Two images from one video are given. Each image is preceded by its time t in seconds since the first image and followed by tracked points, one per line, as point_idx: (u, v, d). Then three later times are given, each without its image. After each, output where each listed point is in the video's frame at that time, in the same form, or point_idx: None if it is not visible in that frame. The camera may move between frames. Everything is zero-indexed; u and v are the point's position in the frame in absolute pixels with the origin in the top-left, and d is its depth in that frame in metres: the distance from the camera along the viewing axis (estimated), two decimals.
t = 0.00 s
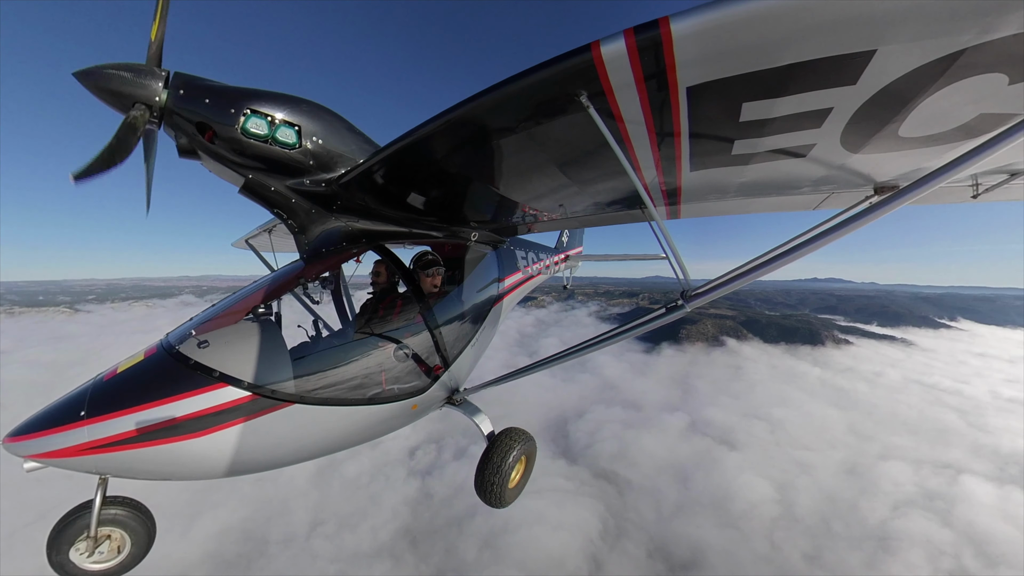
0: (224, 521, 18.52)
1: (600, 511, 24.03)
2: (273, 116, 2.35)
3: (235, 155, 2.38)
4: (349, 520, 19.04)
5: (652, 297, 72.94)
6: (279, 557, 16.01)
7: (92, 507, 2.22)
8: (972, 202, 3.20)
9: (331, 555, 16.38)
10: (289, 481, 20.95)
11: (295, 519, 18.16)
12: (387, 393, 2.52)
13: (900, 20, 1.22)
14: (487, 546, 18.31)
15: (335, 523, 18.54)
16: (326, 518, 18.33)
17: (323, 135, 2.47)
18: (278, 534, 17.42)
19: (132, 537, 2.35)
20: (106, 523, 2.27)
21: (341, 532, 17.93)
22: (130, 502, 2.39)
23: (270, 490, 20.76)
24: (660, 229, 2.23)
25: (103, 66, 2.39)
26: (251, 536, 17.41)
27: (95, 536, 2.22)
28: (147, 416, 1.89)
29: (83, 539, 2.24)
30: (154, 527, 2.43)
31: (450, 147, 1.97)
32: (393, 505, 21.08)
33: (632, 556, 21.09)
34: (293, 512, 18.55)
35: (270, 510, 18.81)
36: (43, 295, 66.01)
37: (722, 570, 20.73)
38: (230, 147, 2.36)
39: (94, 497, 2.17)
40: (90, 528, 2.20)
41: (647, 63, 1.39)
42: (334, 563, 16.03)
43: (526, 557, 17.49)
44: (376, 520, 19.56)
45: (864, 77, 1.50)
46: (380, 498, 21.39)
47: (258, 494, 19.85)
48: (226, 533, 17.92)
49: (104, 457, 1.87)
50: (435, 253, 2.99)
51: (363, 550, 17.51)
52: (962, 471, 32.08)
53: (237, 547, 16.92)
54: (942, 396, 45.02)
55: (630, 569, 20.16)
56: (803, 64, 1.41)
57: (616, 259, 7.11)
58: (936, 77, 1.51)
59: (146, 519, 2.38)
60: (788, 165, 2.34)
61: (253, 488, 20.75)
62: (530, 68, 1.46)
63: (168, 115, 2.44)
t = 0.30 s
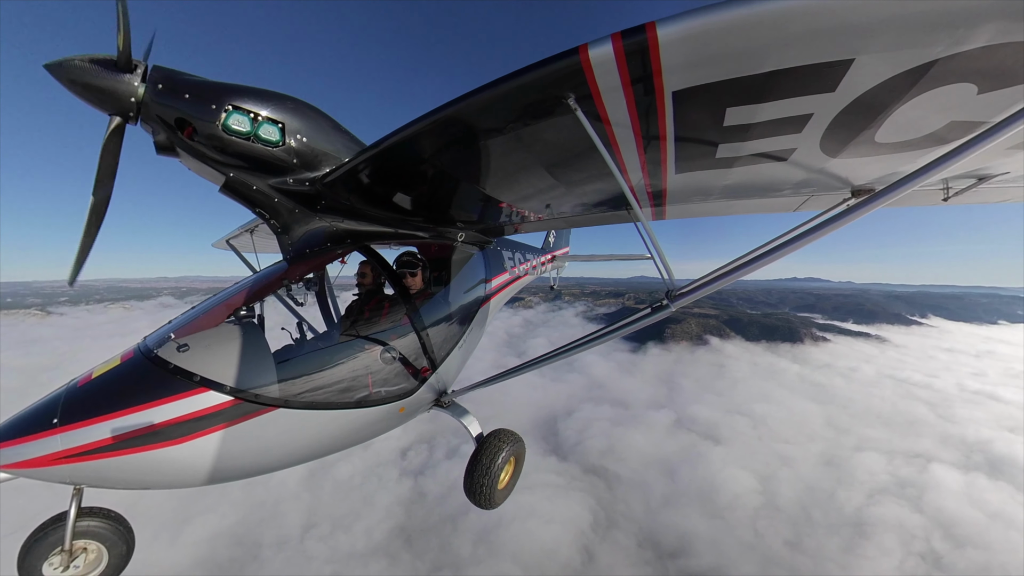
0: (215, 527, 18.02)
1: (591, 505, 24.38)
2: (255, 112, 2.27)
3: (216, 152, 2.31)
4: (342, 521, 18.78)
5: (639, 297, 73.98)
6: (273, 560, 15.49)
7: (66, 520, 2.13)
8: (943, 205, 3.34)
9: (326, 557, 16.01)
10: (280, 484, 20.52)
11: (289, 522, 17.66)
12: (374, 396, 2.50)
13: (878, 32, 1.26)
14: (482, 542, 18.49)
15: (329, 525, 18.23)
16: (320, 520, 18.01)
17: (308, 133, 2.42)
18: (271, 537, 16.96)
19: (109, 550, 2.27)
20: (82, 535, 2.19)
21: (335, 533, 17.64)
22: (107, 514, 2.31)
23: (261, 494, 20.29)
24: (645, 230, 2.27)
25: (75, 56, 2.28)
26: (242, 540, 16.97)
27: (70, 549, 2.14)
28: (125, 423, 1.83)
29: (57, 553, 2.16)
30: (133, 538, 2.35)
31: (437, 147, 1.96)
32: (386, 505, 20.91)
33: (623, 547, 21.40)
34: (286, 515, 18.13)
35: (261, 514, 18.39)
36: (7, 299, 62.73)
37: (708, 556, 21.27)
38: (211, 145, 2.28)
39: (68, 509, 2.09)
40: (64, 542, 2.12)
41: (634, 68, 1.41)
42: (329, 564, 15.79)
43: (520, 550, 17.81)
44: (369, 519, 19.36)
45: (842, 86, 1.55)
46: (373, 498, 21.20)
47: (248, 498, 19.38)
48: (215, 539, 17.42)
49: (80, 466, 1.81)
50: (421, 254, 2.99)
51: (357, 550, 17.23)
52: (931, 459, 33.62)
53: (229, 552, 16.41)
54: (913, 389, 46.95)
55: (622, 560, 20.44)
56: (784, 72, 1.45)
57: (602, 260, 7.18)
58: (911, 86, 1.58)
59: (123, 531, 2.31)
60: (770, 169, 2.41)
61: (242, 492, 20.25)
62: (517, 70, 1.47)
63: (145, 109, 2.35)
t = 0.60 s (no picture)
0: (205, 532, 17.58)
1: (581, 499, 24.83)
2: (239, 109, 2.24)
3: (198, 149, 2.26)
4: (335, 523, 18.57)
5: (625, 297, 74.95)
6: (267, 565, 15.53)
7: (38, 534, 2.02)
8: (916, 208, 3.48)
9: (321, 559, 16.09)
10: (270, 487, 20.13)
11: (281, 525, 17.36)
12: (361, 399, 2.48)
13: (854, 43, 1.31)
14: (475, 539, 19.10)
15: (322, 526, 17.97)
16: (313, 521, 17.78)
17: (292, 131, 2.39)
18: (263, 541, 16.69)
19: (83, 565, 2.16)
20: (56, 550, 2.08)
21: (329, 534, 17.49)
22: (81, 527, 2.20)
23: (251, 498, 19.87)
24: (632, 232, 2.30)
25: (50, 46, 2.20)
26: (233, 545, 16.63)
27: (41, 566, 2.02)
28: (100, 430, 1.76)
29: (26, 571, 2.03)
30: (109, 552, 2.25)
31: (424, 147, 1.95)
32: (379, 505, 20.83)
33: (613, 539, 22.15)
34: (278, 516, 17.71)
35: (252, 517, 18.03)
36: None
37: (694, 546, 21.90)
38: (192, 141, 2.23)
39: (39, 523, 1.97)
40: (36, 558, 2.00)
41: (620, 71, 1.43)
42: (324, 565, 15.80)
43: (513, 544, 18.73)
44: (363, 519, 19.30)
45: (820, 94, 1.60)
46: (366, 499, 21.14)
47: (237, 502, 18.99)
48: (206, 545, 17.03)
49: (49, 478, 1.72)
50: (408, 255, 3.01)
51: (351, 551, 17.41)
52: (903, 448, 35.13)
53: (220, 557, 16.05)
54: (887, 382, 48.70)
55: (612, 552, 21.22)
56: (765, 78, 1.49)
57: (589, 261, 7.25)
58: (883, 98, 1.66)
59: (100, 543, 2.21)
60: (751, 172, 2.47)
61: (231, 497, 19.81)
62: (505, 71, 1.47)
63: (124, 103, 2.28)
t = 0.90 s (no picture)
0: (196, 535, 17.18)
1: (572, 493, 25.21)
2: (220, 105, 2.15)
3: (178, 146, 2.18)
4: (329, 522, 18.41)
5: (611, 297, 75.94)
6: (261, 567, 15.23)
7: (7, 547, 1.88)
8: (890, 212, 3.62)
9: (317, 559, 16.06)
10: (262, 490, 19.81)
11: (274, 527, 17.14)
12: (348, 402, 2.46)
13: (833, 51, 1.36)
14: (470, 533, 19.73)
15: (315, 526, 17.75)
16: (306, 521, 17.64)
17: (276, 128, 2.32)
18: (256, 544, 16.42)
19: None
20: (24, 564, 1.93)
21: (323, 534, 17.43)
22: (54, 541, 2.06)
23: (241, 501, 19.48)
24: (618, 233, 2.34)
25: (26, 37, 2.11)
26: (225, 549, 16.34)
27: None
28: (75, 438, 1.70)
29: None
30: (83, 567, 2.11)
31: (411, 147, 1.94)
32: (372, 504, 20.61)
33: (604, 531, 22.80)
34: (270, 519, 17.52)
35: (243, 521, 17.74)
36: None
37: (681, 534, 22.60)
38: (172, 138, 2.15)
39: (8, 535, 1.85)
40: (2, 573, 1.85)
41: (608, 75, 1.45)
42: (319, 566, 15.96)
43: (508, 537, 19.50)
44: (357, 519, 19.26)
45: (800, 99, 1.65)
46: (358, 498, 20.78)
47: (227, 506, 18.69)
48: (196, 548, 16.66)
49: (20, 489, 1.65)
50: (395, 255, 3.00)
51: (346, 550, 17.50)
52: (877, 439, 36.64)
53: (211, 560, 15.79)
54: (862, 378, 50.53)
55: (603, 543, 21.85)
56: (747, 84, 1.53)
57: (576, 262, 7.32)
58: (860, 105, 1.72)
59: (73, 557, 2.07)
60: (735, 174, 2.53)
61: (220, 501, 19.44)
62: (494, 71, 1.47)
63: (99, 97, 2.19)
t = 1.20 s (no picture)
0: (184, 542, 16.79)
1: (562, 488, 25.58)
2: (201, 100, 2.09)
3: (154, 142, 2.10)
4: (321, 525, 18.37)
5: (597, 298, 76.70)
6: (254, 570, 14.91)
7: None
8: (868, 213, 3.75)
9: (311, 561, 15.99)
10: (252, 495, 19.52)
11: (265, 531, 16.89)
12: (333, 405, 2.42)
13: (809, 61, 1.41)
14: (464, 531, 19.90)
15: (308, 529, 17.71)
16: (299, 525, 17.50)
17: (259, 125, 2.26)
18: (249, 547, 16.13)
19: None
20: None
21: (316, 536, 17.35)
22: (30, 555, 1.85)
23: (231, 507, 19.14)
24: (605, 234, 2.37)
25: None
26: (217, 554, 16.05)
27: None
28: (46, 447, 1.63)
29: None
30: None
31: (398, 147, 1.92)
32: (365, 505, 20.66)
33: (594, 524, 23.28)
34: (262, 522, 17.29)
35: (234, 526, 17.46)
36: None
37: (668, 525, 23.27)
38: (148, 133, 2.07)
39: None
40: None
41: (596, 77, 1.46)
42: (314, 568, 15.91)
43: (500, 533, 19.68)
44: (351, 520, 19.25)
45: (783, 104, 1.69)
46: (351, 500, 20.82)
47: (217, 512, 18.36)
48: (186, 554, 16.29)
49: None
50: (380, 256, 2.99)
51: (341, 551, 17.59)
52: (852, 431, 38.07)
53: (202, 565, 15.49)
54: (839, 373, 52.27)
55: (594, 537, 22.36)
56: (730, 88, 1.56)
57: (563, 263, 7.37)
58: (836, 115, 1.80)
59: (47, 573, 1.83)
60: (720, 178, 2.59)
61: (209, 507, 19.08)
62: (483, 71, 1.47)
63: (71, 90, 2.09)
